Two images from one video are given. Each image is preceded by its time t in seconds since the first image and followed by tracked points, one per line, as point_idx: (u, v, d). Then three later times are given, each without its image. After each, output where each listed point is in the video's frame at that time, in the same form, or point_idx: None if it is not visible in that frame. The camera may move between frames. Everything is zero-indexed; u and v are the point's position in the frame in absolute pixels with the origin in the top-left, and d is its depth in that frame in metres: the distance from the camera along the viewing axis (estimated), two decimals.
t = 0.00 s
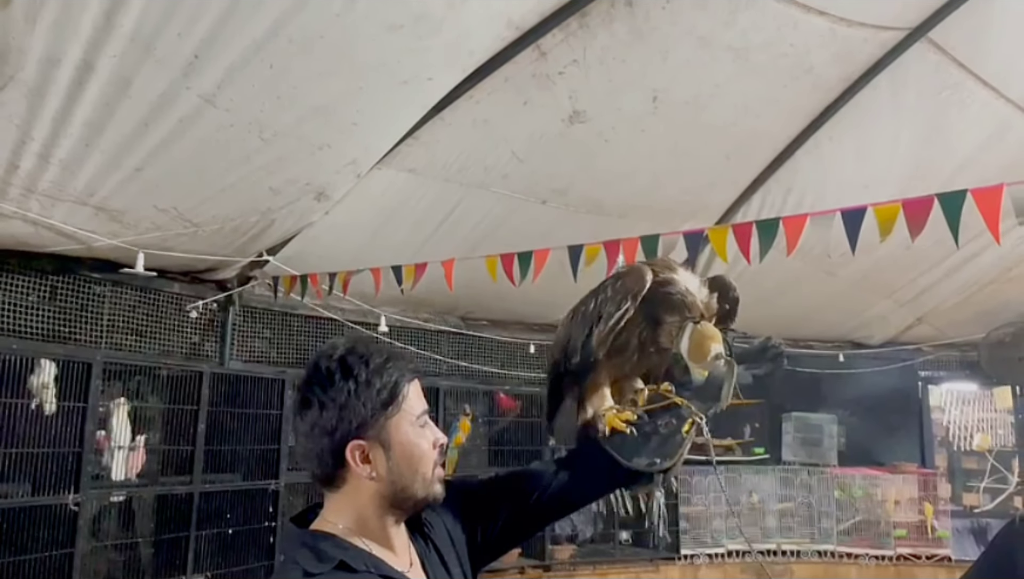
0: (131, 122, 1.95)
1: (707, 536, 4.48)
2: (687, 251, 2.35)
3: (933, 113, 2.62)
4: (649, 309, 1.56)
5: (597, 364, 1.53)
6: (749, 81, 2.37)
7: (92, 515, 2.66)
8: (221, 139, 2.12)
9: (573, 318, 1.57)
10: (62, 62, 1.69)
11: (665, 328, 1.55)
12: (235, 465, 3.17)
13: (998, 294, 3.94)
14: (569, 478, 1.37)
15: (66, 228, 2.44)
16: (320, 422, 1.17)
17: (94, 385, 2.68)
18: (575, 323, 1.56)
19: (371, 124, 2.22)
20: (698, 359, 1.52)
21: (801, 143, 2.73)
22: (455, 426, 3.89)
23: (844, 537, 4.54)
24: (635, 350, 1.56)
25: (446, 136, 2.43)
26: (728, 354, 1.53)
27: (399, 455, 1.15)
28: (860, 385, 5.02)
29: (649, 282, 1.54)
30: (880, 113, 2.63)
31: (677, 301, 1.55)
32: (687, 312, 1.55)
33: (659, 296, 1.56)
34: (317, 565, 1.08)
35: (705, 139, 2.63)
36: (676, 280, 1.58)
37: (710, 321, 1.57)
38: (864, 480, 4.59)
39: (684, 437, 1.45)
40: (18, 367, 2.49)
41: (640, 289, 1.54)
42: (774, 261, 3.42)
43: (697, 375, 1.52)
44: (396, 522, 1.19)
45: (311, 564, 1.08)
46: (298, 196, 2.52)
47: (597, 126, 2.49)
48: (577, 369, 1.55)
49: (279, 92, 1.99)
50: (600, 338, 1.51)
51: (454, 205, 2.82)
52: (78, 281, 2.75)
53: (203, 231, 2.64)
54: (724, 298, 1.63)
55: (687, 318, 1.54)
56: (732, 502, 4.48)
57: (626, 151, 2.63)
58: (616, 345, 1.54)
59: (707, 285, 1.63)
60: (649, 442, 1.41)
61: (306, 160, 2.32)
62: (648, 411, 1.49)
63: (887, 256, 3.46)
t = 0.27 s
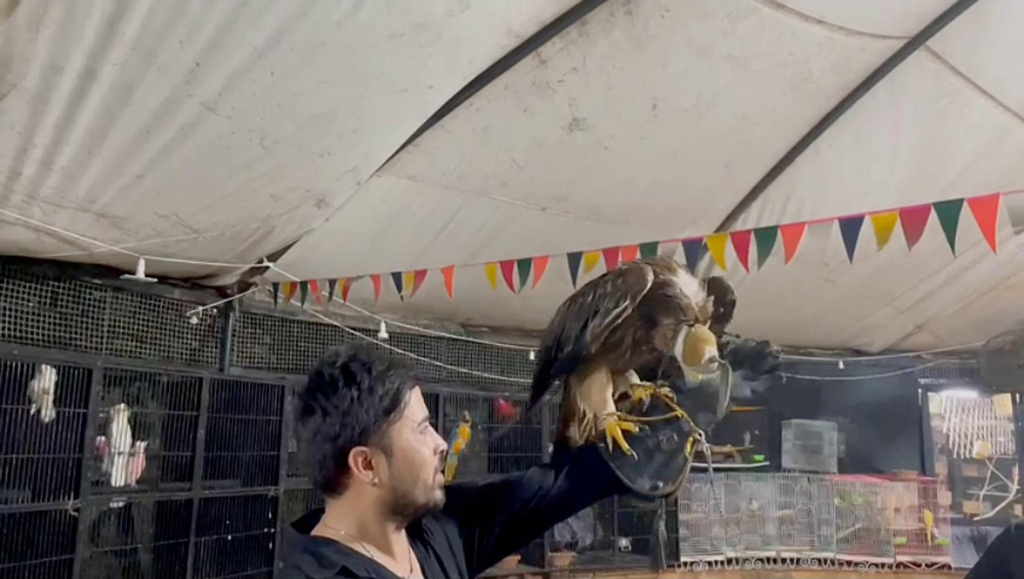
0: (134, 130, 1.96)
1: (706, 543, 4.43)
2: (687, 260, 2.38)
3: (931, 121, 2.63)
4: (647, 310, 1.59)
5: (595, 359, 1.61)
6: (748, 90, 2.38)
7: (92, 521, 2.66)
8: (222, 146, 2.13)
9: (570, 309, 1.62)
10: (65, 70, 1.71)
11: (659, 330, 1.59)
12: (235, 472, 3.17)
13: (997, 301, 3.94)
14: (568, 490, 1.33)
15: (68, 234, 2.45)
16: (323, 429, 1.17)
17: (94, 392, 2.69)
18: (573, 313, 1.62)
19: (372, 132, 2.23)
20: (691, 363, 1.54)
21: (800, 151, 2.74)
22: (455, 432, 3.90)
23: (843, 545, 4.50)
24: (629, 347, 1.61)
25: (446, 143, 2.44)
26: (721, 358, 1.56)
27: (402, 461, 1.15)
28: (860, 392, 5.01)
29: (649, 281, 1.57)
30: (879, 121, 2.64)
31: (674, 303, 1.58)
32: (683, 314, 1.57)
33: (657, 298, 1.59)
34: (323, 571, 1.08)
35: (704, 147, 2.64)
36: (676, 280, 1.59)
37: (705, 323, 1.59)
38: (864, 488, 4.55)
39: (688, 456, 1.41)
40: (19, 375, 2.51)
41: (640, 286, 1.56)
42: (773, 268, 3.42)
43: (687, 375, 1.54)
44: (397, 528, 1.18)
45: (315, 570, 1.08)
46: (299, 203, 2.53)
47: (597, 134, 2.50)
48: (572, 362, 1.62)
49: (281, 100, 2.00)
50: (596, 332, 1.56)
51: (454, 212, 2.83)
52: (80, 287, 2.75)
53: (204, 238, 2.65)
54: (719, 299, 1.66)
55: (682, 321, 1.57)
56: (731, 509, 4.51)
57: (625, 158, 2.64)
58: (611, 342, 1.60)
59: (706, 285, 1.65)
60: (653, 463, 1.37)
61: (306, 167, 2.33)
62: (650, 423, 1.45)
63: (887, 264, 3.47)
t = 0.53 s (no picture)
0: (135, 137, 1.97)
1: (706, 551, 4.45)
2: (686, 267, 2.39)
3: (930, 128, 2.64)
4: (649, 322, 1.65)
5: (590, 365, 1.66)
6: (747, 97, 2.39)
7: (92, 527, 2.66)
8: (223, 153, 2.14)
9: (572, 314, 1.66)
10: (68, 78, 1.72)
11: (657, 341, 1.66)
12: (235, 478, 3.17)
13: (997, 308, 3.95)
14: (575, 498, 1.32)
15: (70, 240, 2.46)
16: (322, 436, 1.18)
17: (94, 399, 2.69)
18: (574, 317, 1.66)
19: (372, 139, 2.24)
20: (689, 376, 1.61)
21: (800, 158, 2.75)
22: (454, 439, 3.90)
23: (843, 552, 4.46)
24: (626, 353, 1.67)
25: (447, 149, 2.44)
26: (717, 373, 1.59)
27: (400, 468, 1.15)
28: (861, 399, 4.98)
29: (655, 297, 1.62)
30: (878, 129, 2.64)
31: (674, 318, 1.65)
32: (682, 329, 1.65)
33: (661, 311, 1.65)
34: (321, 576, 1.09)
35: (703, 155, 2.65)
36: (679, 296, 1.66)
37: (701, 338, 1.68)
38: (865, 495, 4.54)
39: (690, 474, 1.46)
40: (20, 380, 2.51)
41: (645, 302, 1.61)
42: (772, 275, 3.43)
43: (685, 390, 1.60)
44: (397, 535, 1.18)
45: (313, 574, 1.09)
46: (300, 209, 2.54)
47: (597, 141, 2.50)
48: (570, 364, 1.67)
49: (282, 107, 2.01)
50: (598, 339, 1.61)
51: (454, 218, 2.84)
52: (81, 293, 2.78)
53: (204, 244, 2.66)
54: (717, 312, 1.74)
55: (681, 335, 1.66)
56: (732, 515, 4.50)
57: (625, 165, 2.65)
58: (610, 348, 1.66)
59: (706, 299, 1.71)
60: (656, 480, 1.41)
61: (307, 174, 2.33)
62: (653, 438, 1.47)
63: (886, 270, 3.48)
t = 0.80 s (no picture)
0: (136, 139, 1.98)
1: (705, 553, 4.39)
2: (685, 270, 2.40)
3: (928, 132, 2.65)
4: (647, 322, 1.64)
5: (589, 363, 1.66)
6: (746, 100, 2.39)
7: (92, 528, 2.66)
8: (224, 156, 2.14)
9: (572, 313, 1.67)
10: (69, 81, 1.72)
11: (657, 341, 1.65)
12: (235, 480, 3.17)
13: (996, 311, 3.95)
14: (572, 492, 1.35)
15: (70, 242, 2.47)
16: (322, 436, 1.18)
17: (94, 399, 2.69)
18: (575, 316, 1.66)
19: (372, 142, 2.25)
20: (687, 378, 1.60)
21: (799, 161, 2.75)
22: (452, 440, 3.87)
23: (841, 555, 4.48)
24: (625, 352, 1.67)
25: (446, 152, 2.45)
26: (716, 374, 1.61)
27: (401, 467, 1.16)
28: (859, 401, 5.00)
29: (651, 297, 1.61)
30: (876, 132, 2.65)
31: (674, 319, 1.64)
32: (681, 330, 1.64)
33: (660, 312, 1.64)
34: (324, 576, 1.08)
35: (703, 157, 2.65)
36: (677, 296, 1.65)
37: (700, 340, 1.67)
38: (864, 497, 4.52)
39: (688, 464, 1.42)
40: (20, 381, 2.50)
41: (640, 300, 1.61)
42: (771, 278, 3.44)
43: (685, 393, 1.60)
44: (397, 534, 1.19)
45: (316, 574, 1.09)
46: (299, 211, 2.55)
47: (596, 144, 2.51)
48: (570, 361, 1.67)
49: (282, 110, 2.01)
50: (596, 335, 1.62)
51: (454, 221, 2.84)
52: (80, 295, 2.78)
53: (204, 246, 2.67)
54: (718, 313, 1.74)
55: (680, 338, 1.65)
56: (731, 518, 4.49)
57: (624, 168, 2.65)
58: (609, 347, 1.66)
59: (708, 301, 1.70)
60: (654, 466, 1.38)
61: (307, 177, 2.34)
62: (649, 428, 1.48)
63: (885, 274, 3.48)
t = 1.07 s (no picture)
0: (134, 136, 1.98)
1: (701, 551, 4.44)
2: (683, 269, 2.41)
3: (925, 132, 2.65)
4: (637, 308, 1.62)
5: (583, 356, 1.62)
6: (744, 100, 2.40)
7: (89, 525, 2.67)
8: (222, 153, 2.15)
9: (562, 306, 1.67)
10: (68, 77, 1.72)
11: (650, 328, 1.60)
12: (232, 477, 3.18)
13: (992, 311, 3.97)
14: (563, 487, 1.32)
15: (68, 239, 2.47)
16: (317, 427, 1.19)
17: (92, 396, 2.69)
18: (567, 309, 1.67)
19: (370, 140, 2.25)
20: (680, 365, 1.55)
21: (796, 160, 2.76)
22: (451, 438, 3.90)
23: (837, 554, 4.46)
24: (621, 344, 1.61)
25: (444, 150, 2.45)
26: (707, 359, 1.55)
27: (392, 464, 1.16)
28: (856, 400, 5.06)
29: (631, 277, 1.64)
30: (874, 132, 2.66)
31: (664, 302, 1.61)
32: (672, 315, 1.60)
33: (649, 295, 1.63)
34: (320, 568, 1.09)
35: (700, 157, 2.66)
36: (665, 281, 1.64)
37: (695, 327, 1.61)
38: (859, 497, 4.56)
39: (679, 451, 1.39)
40: (18, 378, 2.50)
41: (623, 283, 1.64)
42: (768, 277, 3.45)
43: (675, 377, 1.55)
44: (393, 530, 1.19)
45: (311, 568, 1.09)
46: (297, 209, 2.55)
47: (594, 143, 2.51)
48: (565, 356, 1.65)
49: (281, 107, 2.02)
50: (586, 322, 1.62)
51: (452, 219, 2.85)
52: (78, 292, 2.78)
53: (202, 244, 2.67)
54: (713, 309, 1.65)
55: (674, 323, 1.59)
56: (727, 517, 4.52)
57: (622, 167, 2.66)
58: (603, 338, 1.62)
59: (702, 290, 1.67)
60: (647, 454, 1.34)
61: (306, 175, 2.34)
62: (641, 417, 1.42)
63: (882, 273, 3.49)
